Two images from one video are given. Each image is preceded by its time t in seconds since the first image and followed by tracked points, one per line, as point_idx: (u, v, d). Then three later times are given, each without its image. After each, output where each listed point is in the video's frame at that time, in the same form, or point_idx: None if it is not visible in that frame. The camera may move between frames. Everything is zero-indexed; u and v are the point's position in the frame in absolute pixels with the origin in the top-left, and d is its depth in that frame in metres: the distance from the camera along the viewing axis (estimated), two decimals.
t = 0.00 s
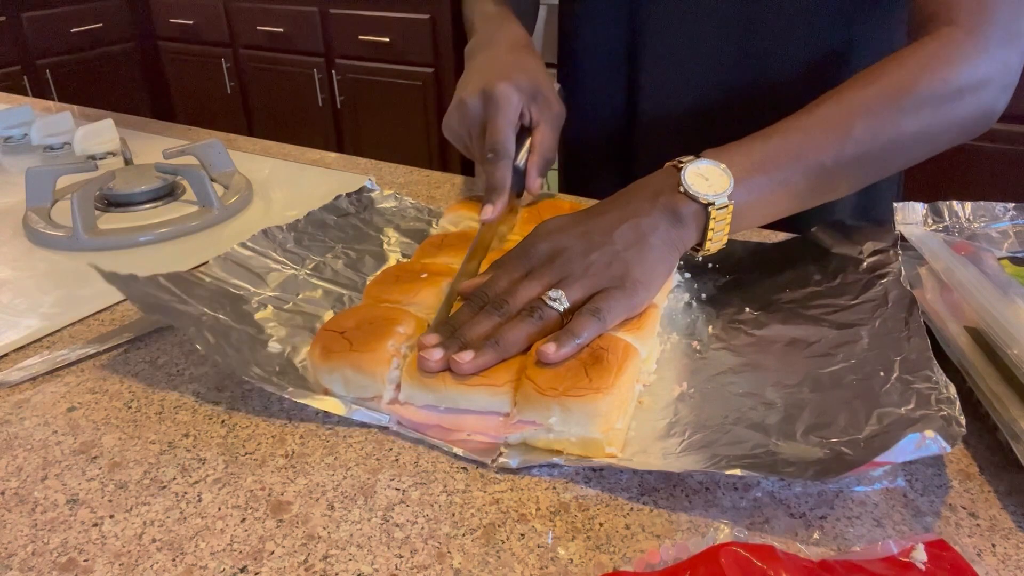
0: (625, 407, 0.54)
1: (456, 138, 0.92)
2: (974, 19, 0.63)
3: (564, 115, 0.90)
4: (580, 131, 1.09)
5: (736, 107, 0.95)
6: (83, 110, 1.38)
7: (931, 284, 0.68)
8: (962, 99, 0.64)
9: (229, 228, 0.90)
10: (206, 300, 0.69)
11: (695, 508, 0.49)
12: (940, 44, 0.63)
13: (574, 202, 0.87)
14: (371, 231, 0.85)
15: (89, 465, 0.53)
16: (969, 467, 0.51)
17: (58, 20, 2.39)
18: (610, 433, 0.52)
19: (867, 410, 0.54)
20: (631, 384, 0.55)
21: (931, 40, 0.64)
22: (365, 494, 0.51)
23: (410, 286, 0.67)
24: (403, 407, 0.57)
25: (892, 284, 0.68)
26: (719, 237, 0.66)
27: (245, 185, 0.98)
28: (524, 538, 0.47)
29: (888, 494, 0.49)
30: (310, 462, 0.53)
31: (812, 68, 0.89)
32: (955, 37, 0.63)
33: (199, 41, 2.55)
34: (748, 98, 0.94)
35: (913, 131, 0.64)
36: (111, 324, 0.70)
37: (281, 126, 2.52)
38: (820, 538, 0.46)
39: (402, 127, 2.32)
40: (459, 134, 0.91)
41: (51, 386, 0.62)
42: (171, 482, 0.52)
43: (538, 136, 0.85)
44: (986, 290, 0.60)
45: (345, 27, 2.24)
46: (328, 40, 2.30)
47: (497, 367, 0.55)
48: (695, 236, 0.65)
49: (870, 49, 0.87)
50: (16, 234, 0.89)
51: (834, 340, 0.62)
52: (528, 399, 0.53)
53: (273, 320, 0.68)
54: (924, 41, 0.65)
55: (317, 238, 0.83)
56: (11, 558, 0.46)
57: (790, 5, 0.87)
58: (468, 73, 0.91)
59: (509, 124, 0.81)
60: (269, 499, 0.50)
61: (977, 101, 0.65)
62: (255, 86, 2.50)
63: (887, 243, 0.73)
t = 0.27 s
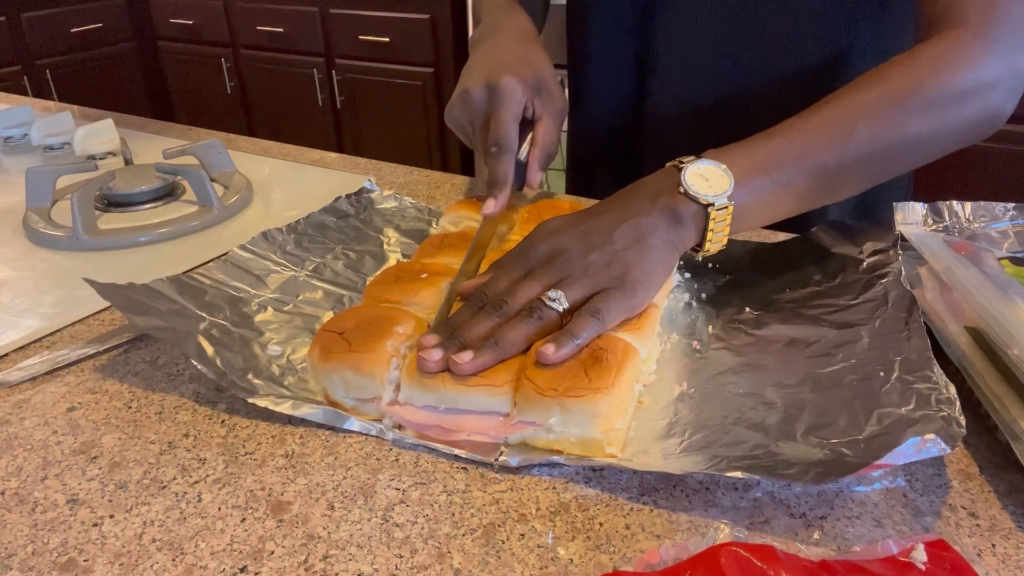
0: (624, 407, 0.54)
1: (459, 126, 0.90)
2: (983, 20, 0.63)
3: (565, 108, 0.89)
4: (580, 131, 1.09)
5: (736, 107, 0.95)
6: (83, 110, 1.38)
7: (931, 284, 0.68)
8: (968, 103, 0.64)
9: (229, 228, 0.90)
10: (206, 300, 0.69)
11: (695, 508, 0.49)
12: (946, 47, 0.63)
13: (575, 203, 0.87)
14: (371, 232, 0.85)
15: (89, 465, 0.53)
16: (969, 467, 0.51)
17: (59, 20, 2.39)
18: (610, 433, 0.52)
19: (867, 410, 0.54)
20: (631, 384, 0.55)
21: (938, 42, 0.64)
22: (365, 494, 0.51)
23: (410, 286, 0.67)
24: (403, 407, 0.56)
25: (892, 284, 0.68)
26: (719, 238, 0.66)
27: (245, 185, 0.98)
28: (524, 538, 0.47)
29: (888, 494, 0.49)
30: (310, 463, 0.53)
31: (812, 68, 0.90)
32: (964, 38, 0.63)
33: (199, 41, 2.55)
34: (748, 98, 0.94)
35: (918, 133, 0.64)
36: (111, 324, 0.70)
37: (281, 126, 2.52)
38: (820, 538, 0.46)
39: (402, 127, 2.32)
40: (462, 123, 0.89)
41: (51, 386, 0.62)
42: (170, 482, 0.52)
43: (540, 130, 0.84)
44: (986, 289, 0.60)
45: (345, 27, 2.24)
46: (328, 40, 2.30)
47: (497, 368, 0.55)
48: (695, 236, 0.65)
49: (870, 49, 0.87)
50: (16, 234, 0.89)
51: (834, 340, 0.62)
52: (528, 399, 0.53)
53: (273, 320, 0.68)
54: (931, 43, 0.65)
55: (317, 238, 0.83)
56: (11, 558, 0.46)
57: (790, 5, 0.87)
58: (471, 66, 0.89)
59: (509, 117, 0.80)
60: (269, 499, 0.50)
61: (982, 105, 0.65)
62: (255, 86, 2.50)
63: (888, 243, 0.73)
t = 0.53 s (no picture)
0: (625, 407, 0.54)
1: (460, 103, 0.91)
2: (984, 20, 0.63)
3: (563, 78, 0.88)
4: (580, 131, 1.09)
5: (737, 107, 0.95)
6: (83, 110, 1.38)
7: (931, 284, 0.68)
8: (968, 102, 0.64)
9: (229, 228, 0.90)
10: (206, 300, 0.69)
11: (695, 508, 0.49)
12: (947, 46, 0.63)
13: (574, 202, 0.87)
14: (371, 232, 0.85)
15: (89, 465, 0.53)
16: (969, 467, 0.51)
17: (58, 20, 2.39)
18: (610, 433, 0.52)
19: (867, 410, 0.54)
20: (631, 384, 0.55)
21: (938, 41, 0.64)
22: (365, 494, 0.50)
23: (410, 286, 0.67)
24: (403, 408, 0.56)
25: (892, 284, 0.68)
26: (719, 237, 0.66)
27: (245, 185, 0.98)
28: (524, 538, 0.47)
29: (888, 494, 0.49)
30: (310, 463, 0.53)
31: (812, 68, 0.90)
32: (964, 38, 0.63)
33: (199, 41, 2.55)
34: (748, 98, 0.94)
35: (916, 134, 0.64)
36: (111, 324, 0.70)
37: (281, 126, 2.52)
38: (820, 538, 0.46)
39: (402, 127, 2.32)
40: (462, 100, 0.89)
41: (51, 386, 0.62)
42: (170, 482, 0.52)
43: (538, 103, 0.84)
44: (986, 289, 0.60)
45: (345, 27, 2.24)
46: (328, 39, 2.30)
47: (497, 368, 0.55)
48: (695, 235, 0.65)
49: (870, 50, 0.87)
50: (16, 234, 0.89)
51: (834, 340, 0.62)
52: (527, 399, 0.53)
53: (273, 320, 0.68)
54: (931, 42, 0.65)
55: (317, 238, 0.83)
56: (11, 558, 0.46)
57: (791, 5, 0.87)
58: (469, 41, 0.89)
59: (508, 93, 0.81)
60: (269, 499, 0.50)
61: (983, 104, 0.65)
62: (255, 86, 2.50)
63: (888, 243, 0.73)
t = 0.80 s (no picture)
0: (625, 406, 0.54)
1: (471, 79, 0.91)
2: (986, 21, 0.63)
3: (576, 55, 0.89)
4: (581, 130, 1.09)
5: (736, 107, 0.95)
6: (84, 110, 1.38)
7: (931, 284, 0.68)
8: (968, 103, 0.64)
9: (229, 228, 0.90)
10: (206, 299, 0.69)
11: (694, 508, 0.49)
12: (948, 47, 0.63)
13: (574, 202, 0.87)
14: (371, 231, 0.85)
15: (89, 465, 0.53)
16: (969, 467, 0.51)
17: (59, 20, 2.39)
18: (611, 433, 0.52)
19: (868, 410, 0.54)
20: (631, 383, 0.55)
21: (938, 42, 0.64)
22: (365, 494, 0.50)
23: (410, 285, 0.67)
24: (403, 408, 0.56)
25: (892, 283, 0.68)
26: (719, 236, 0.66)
27: (245, 185, 0.98)
28: (524, 538, 0.47)
29: (888, 493, 0.49)
30: (310, 463, 0.53)
31: (812, 68, 0.90)
32: (966, 39, 0.63)
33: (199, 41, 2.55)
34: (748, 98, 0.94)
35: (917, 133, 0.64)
36: (111, 324, 0.70)
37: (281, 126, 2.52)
38: (820, 538, 0.46)
39: (402, 127, 2.32)
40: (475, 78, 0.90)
41: (51, 386, 0.62)
42: (171, 482, 0.52)
43: (551, 78, 0.85)
44: (986, 289, 0.60)
45: (345, 27, 2.24)
46: (328, 39, 2.30)
47: (497, 367, 0.55)
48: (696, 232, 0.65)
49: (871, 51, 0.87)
50: (16, 233, 0.89)
51: (834, 340, 0.62)
52: (527, 399, 0.53)
53: (273, 320, 0.68)
54: (932, 42, 0.65)
55: (317, 238, 0.83)
56: (11, 558, 0.46)
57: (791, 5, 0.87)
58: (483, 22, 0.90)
59: (521, 69, 0.81)
60: (269, 499, 0.50)
61: (983, 106, 0.65)
62: (255, 86, 2.51)
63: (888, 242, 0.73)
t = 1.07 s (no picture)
0: (625, 406, 0.54)
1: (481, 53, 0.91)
2: (987, 17, 0.63)
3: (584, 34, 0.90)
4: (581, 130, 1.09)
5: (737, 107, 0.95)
6: (84, 110, 1.38)
7: (931, 284, 0.68)
8: (969, 99, 0.64)
9: (229, 229, 0.90)
10: (206, 299, 0.69)
11: (695, 508, 0.49)
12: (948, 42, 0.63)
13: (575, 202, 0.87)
14: (371, 231, 0.85)
15: (89, 465, 0.53)
16: (969, 467, 0.51)
17: (59, 20, 2.39)
18: (611, 433, 0.52)
19: (868, 410, 0.54)
20: (631, 383, 0.55)
21: (942, 37, 0.64)
22: (365, 494, 0.50)
23: (410, 285, 0.67)
24: (403, 407, 0.56)
25: (892, 283, 0.68)
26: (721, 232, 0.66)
27: (245, 185, 0.98)
28: (524, 538, 0.47)
29: (888, 493, 0.49)
30: (310, 463, 0.53)
31: (812, 68, 0.90)
32: (967, 33, 0.63)
33: (199, 41, 2.55)
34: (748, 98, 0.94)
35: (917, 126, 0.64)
36: (111, 324, 0.70)
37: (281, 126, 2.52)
38: (820, 538, 0.46)
39: (403, 127, 2.32)
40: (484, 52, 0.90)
41: (51, 386, 0.62)
42: (171, 482, 0.52)
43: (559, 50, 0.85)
44: (986, 289, 0.60)
45: (345, 27, 2.24)
46: (328, 39, 2.30)
47: (497, 367, 0.55)
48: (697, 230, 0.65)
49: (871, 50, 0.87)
50: (16, 233, 0.89)
51: (835, 340, 0.62)
52: (528, 398, 0.53)
53: (273, 320, 0.68)
54: (934, 37, 0.65)
55: (317, 238, 0.83)
56: (11, 558, 0.46)
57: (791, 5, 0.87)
58: None
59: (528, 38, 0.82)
60: (269, 499, 0.50)
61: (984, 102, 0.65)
62: (255, 86, 2.51)
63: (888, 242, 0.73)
